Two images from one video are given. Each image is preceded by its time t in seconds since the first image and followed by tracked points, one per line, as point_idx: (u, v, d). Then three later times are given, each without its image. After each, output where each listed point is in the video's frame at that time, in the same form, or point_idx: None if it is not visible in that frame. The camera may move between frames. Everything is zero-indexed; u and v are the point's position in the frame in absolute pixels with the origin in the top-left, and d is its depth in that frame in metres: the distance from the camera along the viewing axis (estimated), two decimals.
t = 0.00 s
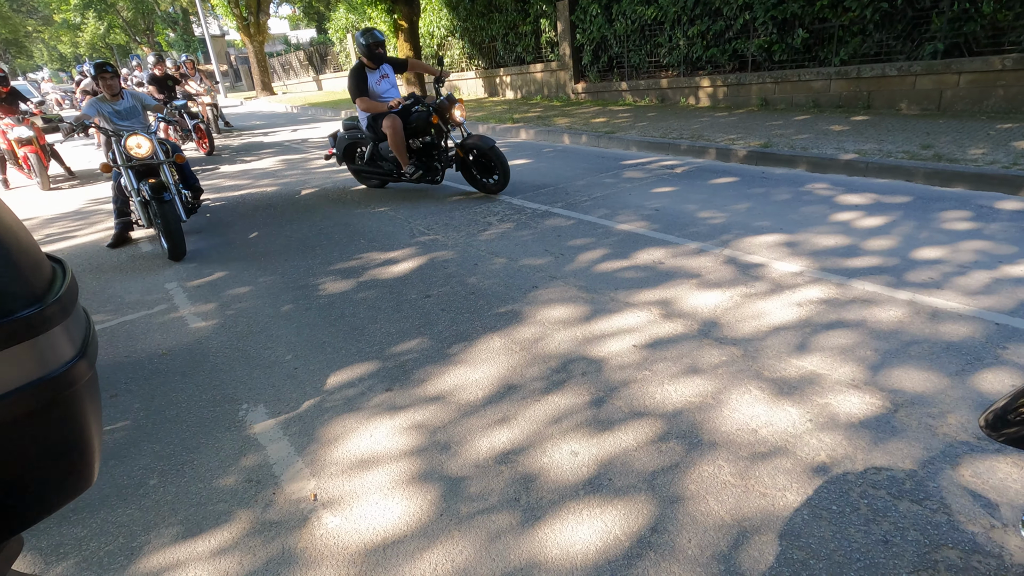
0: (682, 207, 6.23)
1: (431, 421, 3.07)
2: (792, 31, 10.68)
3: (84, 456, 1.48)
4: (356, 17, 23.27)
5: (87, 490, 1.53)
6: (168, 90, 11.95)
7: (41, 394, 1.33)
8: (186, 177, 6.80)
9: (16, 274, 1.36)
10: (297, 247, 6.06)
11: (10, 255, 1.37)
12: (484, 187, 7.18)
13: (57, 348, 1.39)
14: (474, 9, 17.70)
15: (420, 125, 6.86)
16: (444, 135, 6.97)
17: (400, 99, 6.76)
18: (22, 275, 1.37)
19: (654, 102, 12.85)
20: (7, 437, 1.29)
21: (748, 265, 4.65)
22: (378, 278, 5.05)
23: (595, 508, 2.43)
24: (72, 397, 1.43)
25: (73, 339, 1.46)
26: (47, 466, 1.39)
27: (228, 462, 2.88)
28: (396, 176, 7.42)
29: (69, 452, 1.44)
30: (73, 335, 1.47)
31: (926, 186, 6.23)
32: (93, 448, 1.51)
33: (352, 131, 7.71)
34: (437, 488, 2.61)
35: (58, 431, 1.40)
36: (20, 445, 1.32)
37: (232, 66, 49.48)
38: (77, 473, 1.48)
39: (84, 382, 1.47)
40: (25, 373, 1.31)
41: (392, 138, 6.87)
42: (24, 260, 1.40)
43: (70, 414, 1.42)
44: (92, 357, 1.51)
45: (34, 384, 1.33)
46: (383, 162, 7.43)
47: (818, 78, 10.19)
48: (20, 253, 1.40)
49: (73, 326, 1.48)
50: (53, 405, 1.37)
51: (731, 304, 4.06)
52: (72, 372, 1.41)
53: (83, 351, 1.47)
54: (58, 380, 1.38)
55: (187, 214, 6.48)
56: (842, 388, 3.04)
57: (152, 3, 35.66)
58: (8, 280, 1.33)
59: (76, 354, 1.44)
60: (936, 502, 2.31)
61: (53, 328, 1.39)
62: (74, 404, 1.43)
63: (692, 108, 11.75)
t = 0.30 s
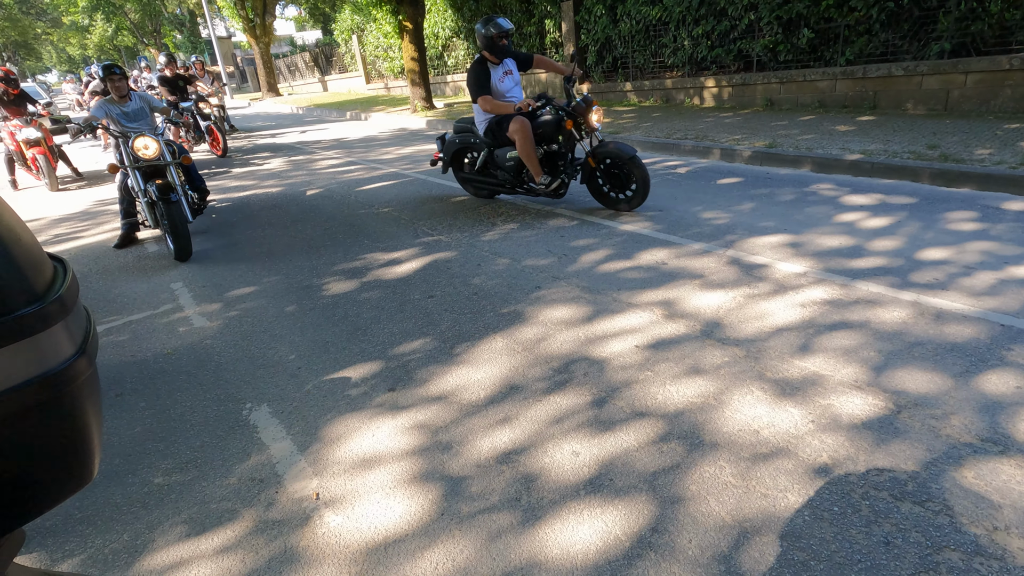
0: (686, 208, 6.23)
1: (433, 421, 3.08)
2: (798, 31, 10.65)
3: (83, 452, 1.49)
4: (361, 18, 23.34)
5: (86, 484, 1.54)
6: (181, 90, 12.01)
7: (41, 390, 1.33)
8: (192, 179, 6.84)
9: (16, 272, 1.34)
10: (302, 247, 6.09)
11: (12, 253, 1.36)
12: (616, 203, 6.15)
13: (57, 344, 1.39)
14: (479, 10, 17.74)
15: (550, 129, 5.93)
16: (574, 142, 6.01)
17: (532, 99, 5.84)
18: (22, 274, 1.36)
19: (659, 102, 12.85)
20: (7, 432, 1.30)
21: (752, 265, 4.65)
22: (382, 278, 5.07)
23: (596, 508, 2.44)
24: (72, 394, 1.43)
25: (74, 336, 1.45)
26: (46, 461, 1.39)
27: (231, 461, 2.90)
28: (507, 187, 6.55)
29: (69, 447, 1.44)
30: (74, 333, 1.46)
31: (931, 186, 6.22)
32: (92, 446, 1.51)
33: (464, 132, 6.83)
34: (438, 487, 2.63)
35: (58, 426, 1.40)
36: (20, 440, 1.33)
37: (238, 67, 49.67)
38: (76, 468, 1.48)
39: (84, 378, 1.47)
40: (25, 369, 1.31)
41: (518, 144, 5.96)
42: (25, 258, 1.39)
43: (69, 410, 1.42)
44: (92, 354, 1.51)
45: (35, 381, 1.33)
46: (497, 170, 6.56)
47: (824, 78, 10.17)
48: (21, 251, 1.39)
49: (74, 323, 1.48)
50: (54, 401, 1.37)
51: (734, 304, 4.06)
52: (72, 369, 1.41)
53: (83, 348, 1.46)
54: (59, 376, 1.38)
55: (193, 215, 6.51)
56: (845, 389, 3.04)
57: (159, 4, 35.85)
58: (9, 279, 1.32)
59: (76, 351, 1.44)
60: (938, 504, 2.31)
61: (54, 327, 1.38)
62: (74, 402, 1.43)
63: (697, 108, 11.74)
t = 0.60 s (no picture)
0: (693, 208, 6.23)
1: (441, 421, 3.10)
2: (805, 30, 10.63)
3: (119, 464, 1.32)
4: (368, 18, 23.42)
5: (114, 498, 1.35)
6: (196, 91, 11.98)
7: (75, 395, 1.18)
8: (201, 180, 6.89)
9: (54, 271, 1.19)
10: (309, 247, 6.12)
11: (50, 251, 1.21)
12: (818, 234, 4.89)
13: (93, 345, 1.24)
14: (485, 10, 17.77)
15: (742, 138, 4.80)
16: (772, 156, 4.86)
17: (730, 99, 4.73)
18: (60, 274, 1.21)
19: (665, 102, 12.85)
20: (39, 442, 1.13)
21: (759, 266, 4.65)
22: (389, 278, 5.10)
23: (603, 507, 2.45)
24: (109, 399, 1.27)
25: (111, 336, 1.31)
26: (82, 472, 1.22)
27: (242, 460, 2.92)
28: (674, 205, 5.39)
29: (105, 456, 1.27)
30: (110, 334, 1.31)
31: (940, 187, 6.19)
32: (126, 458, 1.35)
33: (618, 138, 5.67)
34: (447, 486, 2.65)
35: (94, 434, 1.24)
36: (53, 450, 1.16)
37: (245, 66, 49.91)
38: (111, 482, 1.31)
39: (120, 382, 1.32)
40: (59, 373, 1.16)
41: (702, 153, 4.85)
42: (63, 258, 1.24)
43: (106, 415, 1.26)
44: (127, 356, 1.36)
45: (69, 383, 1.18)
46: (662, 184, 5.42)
47: (831, 78, 10.14)
48: (58, 249, 1.24)
49: (111, 324, 1.33)
50: (89, 406, 1.22)
51: (741, 305, 4.06)
52: (109, 372, 1.26)
53: (120, 349, 1.31)
54: (95, 380, 1.22)
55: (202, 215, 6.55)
56: (853, 390, 3.04)
57: (167, 5, 36.11)
58: (45, 279, 1.17)
59: (112, 352, 1.28)
60: (946, 505, 2.31)
61: (92, 328, 1.23)
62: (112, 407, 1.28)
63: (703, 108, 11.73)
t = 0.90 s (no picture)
0: (699, 208, 6.22)
1: (448, 419, 3.11)
2: (813, 29, 10.58)
3: (137, 455, 1.32)
4: (374, 18, 23.46)
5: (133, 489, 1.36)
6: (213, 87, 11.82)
7: (96, 388, 1.19)
8: (210, 178, 6.92)
9: (77, 265, 1.21)
10: (316, 245, 6.15)
11: (73, 247, 1.22)
12: None
13: (114, 337, 1.25)
14: (492, 10, 17.78)
15: None
16: None
17: None
18: (84, 269, 1.22)
19: (672, 102, 12.82)
20: (64, 433, 1.14)
21: (765, 266, 4.64)
22: (395, 276, 5.11)
23: (609, 505, 2.45)
24: (128, 390, 1.27)
25: (131, 331, 1.32)
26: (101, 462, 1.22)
27: (249, 457, 2.94)
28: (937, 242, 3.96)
29: (124, 445, 1.27)
30: (130, 327, 1.33)
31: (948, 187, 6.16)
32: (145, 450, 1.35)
33: (867, 152, 4.17)
34: (453, 483, 2.66)
35: (115, 423, 1.24)
36: (76, 442, 1.17)
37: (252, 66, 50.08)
38: (129, 472, 1.31)
39: (139, 375, 1.32)
40: (82, 366, 1.17)
41: None
42: (86, 253, 1.26)
43: (125, 406, 1.26)
44: (147, 351, 1.37)
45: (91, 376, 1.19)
46: (924, 212, 4.01)
47: (839, 77, 10.09)
48: (81, 245, 1.25)
49: (131, 319, 1.34)
50: (108, 396, 1.22)
51: (748, 305, 4.05)
52: (129, 364, 1.26)
53: (139, 342, 1.32)
54: (114, 371, 1.23)
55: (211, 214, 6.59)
56: (859, 390, 3.03)
57: (174, 4, 36.30)
58: (68, 274, 1.18)
59: (133, 344, 1.30)
60: (954, 506, 2.31)
61: (114, 322, 1.25)
62: (130, 399, 1.28)
63: (709, 107, 11.70)
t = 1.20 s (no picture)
0: (705, 208, 6.21)
1: (454, 417, 3.12)
2: (821, 29, 10.54)
3: (155, 448, 1.33)
4: (380, 18, 23.52)
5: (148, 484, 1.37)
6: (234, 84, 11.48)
7: (116, 381, 1.20)
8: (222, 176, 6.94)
9: (98, 260, 1.22)
10: (323, 245, 6.17)
11: (94, 241, 1.24)
12: None
13: (134, 332, 1.26)
14: (498, 10, 17.80)
15: None
16: None
17: None
18: (104, 264, 1.24)
19: (678, 102, 12.79)
20: (84, 427, 1.15)
21: (773, 267, 4.63)
22: (401, 276, 5.12)
23: (617, 504, 2.45)
24: (146, 385, 1.28)
25: (149, 326, 1.33)
26: (120, 454, 1.23)
27: (257, 454, 2.95)
28: None
29: (143, 437, 1.29)
30: (148, 322, 1.34)
31: (957, 188, 6.13)
32: (162, 441, 1.36)
33: None
34: (460, 481, 2.66)
35: (133, 417, 1.25)
36: (96, 435, 1.17)
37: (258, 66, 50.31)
38: (145, 465, 1.32)
39: (157, 369, 1.34)
40: (103, 359, 1.18)
41: None
42: (106, 248, 1.27)
43: (143, 400, 1.27)
44: (164, 346, 1.38)
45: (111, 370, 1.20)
46: None
47: (846, 77, 10.04)
48: (102, 240, 1.27)
49: (149, 314, 1.35)
50: (128, 391, 1.23)
51: (755, 305, 4.04)
52: (148, 359, 1.27)
53: (158, 337, 1.33)
54: (134, 366, 1.24)
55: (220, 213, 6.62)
56: (868, 391, 3.02)
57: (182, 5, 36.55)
58: (89, 268, 1.20)
59: (151, 339, 1.30)
60: (963, 507, 2.29)
61: (133, 316, 1.26)
62: (149, 393, 1.29)
63: (716, 108, 11.67)
